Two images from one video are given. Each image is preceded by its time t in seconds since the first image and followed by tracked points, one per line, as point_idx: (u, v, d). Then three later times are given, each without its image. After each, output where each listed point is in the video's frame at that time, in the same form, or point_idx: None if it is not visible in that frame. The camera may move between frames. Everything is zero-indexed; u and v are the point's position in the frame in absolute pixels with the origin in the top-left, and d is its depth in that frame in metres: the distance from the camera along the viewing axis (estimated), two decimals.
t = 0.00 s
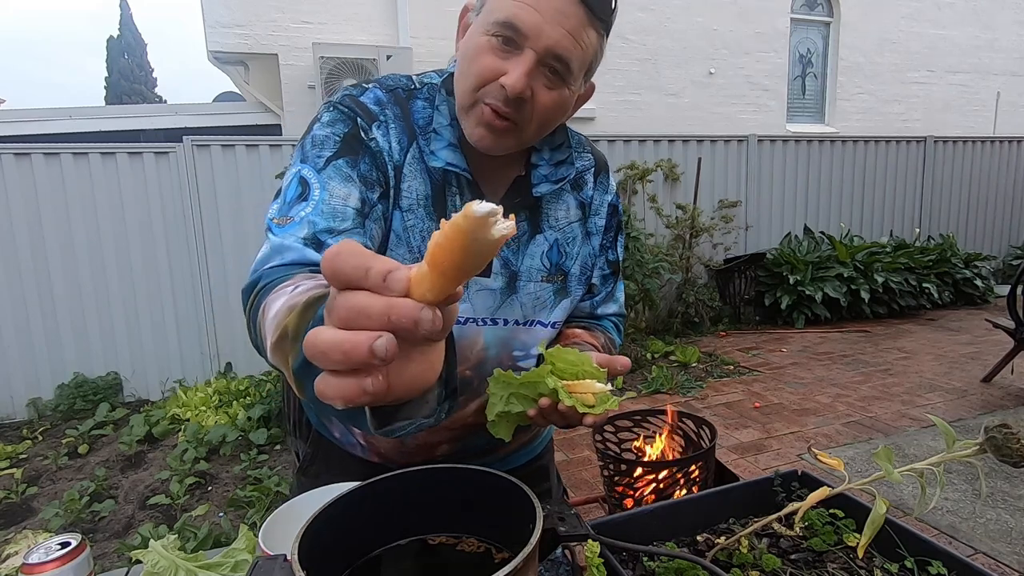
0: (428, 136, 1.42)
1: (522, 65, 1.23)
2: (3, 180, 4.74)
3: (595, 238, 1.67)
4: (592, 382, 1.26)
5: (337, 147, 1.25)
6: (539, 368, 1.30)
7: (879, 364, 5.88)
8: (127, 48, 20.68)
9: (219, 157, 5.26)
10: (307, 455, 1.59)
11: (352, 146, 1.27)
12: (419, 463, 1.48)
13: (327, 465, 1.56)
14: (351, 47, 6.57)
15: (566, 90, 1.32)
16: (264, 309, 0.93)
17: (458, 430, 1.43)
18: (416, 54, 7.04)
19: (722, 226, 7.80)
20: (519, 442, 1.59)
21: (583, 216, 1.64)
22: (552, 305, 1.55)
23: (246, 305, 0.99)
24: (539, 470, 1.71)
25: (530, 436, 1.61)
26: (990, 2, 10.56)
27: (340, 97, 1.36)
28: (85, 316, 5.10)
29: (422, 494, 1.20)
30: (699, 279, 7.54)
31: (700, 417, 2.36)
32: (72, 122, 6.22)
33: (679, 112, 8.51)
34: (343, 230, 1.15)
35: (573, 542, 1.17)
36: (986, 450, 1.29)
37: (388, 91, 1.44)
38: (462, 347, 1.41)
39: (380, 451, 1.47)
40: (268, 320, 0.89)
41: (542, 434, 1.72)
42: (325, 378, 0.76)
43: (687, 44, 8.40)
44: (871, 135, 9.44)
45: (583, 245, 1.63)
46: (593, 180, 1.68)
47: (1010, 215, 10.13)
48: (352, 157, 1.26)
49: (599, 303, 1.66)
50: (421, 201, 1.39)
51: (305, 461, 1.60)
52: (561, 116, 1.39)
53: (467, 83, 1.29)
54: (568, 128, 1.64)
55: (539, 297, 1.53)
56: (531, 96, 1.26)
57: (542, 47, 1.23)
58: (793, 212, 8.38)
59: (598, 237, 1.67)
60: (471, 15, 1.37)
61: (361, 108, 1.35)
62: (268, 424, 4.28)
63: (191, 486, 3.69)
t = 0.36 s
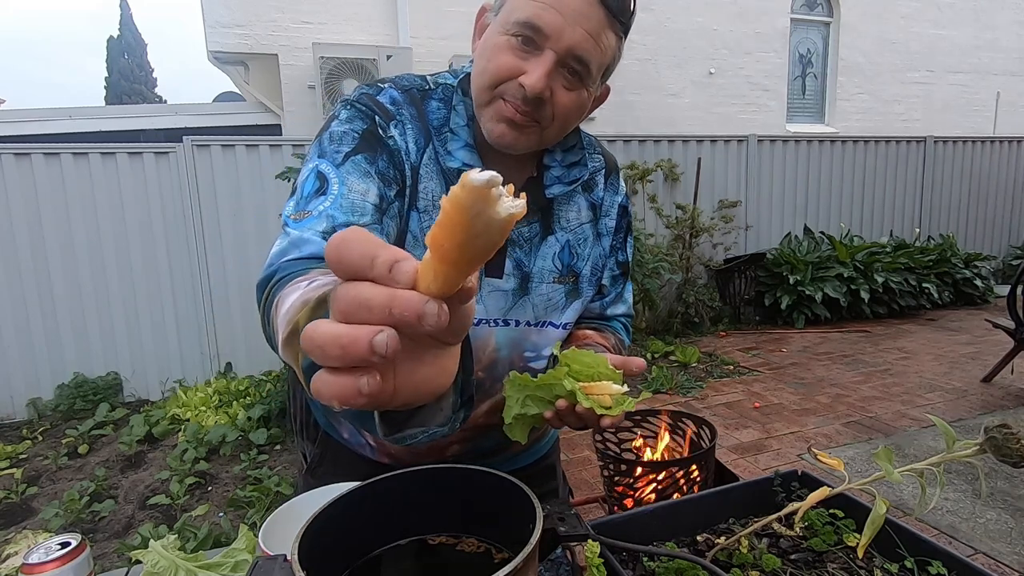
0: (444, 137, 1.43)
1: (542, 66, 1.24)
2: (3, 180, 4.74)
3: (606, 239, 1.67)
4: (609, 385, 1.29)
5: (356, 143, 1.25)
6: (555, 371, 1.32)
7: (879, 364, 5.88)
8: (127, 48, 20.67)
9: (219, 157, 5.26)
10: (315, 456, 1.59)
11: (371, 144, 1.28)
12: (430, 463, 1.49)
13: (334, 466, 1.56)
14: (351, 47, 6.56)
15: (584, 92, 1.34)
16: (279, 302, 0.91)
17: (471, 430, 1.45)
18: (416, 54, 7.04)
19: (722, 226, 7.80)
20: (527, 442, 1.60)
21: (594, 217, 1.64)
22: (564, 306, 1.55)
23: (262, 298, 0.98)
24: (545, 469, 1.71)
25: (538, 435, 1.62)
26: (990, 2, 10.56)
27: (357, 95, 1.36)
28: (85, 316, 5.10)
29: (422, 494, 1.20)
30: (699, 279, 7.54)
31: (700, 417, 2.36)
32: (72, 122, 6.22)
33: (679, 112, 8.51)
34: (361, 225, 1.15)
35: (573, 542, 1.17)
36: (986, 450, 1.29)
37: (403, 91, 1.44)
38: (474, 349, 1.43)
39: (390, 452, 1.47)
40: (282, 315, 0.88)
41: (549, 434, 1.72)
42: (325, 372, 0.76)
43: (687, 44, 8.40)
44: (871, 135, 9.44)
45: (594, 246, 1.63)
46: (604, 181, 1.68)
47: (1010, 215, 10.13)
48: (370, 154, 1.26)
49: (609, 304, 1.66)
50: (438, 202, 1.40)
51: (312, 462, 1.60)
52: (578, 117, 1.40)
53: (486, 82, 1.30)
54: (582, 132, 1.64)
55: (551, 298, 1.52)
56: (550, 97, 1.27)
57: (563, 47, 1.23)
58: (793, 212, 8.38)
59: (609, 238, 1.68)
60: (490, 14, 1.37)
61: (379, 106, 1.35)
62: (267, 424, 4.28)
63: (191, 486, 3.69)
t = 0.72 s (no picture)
0: (445, 136, 1.43)
1: (545, 64, 1.24)
2: (3, 180, 4.74)
3: (608, 238, 1.67)
4: (613, 385, 1.29)
5: (359, 142, 1.26)
6: (559, 371, 1.32)
7: (879, 364, 5.88)
8: (127, 48, 20.70)
9: (219, 156, 5.26)
10: (318, 456, 1.59)
11: (373, 142, 1.28)
12: (432, 463, 1.48)
13: (337, 465, 1.56)
14: (351, 47, 6.56)
15: (586, 91, 1.34)
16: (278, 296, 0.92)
17: (474, 429, 1.45)
18: (416, 54, 7.04)
19: (722, 226, 7.80)
20: (529, 442, 1.59)
21: (596, 216, 1.64)
22: (566, 305, 1.55)
23: (263, 292, 0.98)
24: (546, 469, 1.71)
25: (541, 434, 1.62)
26: (990, 2, 10.56)
27: (360, 95, 1.37)
28: (85, 316, 5.10)
29: (423, 494, 1.20)
30: (699, 279, 7.55)
31: (700, 417, 2.37)
32: (72, 122, 6.22)
33: (679, 112, 8.51)
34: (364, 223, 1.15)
35: (573, 542, 1.17)
36: (986, 450, 1.29)
37: (406, 91, 1.44)
38: (477, 347, 1.42)
39: (392, 451, 1.47)
40: (281, 308, 0.89)
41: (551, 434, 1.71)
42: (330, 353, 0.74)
43: (687, 44, 8.40)
44: (871, 135, 9.43)
45: (596, 245, 1.63)
46: (606, 180, 1.68)
47: (1011, 215, 10.13)
48: (373, 152, 1.27)
49: (610, 303, 1.66)
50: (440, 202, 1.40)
51: (314, 462, 1.60)
52: (579, 118, 1.40)
53: (488, 84, 1.29)
54: (582, 130, 1.65)
55: (553, 297, 1.52)
56: (553, 96, 1.27)
57: (565, 45, 1.24)
58: (793, 212, 8.38)
59: (610, 237, 1.68)
60: (490, 17, 1.38)
61: (382, 106, 1.36)
62: (267, 424, 4.28)
63: (191, 486, 3.69)
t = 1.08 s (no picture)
0: (445, 135, 1.43)
1: (543, 63, 1.24)
2: (3, 180, 4.74)
3: (606, 237, 1.67)
4: (613, 383, 1.33)
5: (358, 140, 1.27)
6: (559, 369, 1.33)
7: (879, 364, 5.88)
8: (126, 48, 20.72)
9: (219, 157, 5.26)
10: (318, 456, 1.59)
11: (373, 140, 1.29)
12: (433, 463, 1.48)
13: (337, 465, 1.56)
14: (351, 47, 6.56)
15: (584, 89, 1.34)
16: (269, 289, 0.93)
17: (473, 427, 1.44)
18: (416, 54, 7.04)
19: (722, 226, 7.80)
20: (529, 442, 1.59)
21: (595, 215, 1.64)
22: (566, 304, 1.55)
23: (258, 288, 0.98)
24: (546, 469, 1.70)
25: (540, 434, 1.62)
26: (990, 2, 10.56)
27: (359, 93, 1.36)
28: (85, 316, 5.10)
29: (423, 494, 1.20)
30: (699, 279, 7.55)
31: (700, 417, 2.37)
32: (72, 122, 6.22)
33: (679, 112, 8.51)
34: (364, 220, 1.16)
35: (573, 542, 1.17)
36: (986, 449, 1.29)
37: (405, 89, 1.43)
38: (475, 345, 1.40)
39: (392, 451, 1.46)
40: (271, 298, 0.90)
41: (550, 432, 1.71)
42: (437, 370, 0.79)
43: (687, 44, 8.40)
44: (871, 135, 9.43)
45: (595, 244, 1.63)
46: (604, 180, 1.68)
47: (1011, 215, 10.13)
48: (372, 150, 1.27)
49: (609, 302, 1.68)
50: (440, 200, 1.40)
51: (314, 462, 1.60)
52: (577, 116, 1.40)
53: (487, 82, 1.29)
54: (581, 128, 1.64)
55: (552, 296, 1.52)
56: (551, 94, 1.27)
57: (564, 43, 1.24)
58: (793, 212, 8.38)
59: (609, 236, 1.68)
60: (489, 15, 1.37)
61: (381, 104, 1.35)
62: (268, 424, 4.27)
63: (191, 486, 3.69)
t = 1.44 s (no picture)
0: (441, 134, 1.42)
1: (538, 61, 1.24)
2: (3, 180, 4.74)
3: (604, 236, 1.67)
4: (611, 381, 1.33)
5: (354, 140, 1.27)
6: (558, 369, 1.34)
7: (879, 364, 5.88)
8: (127, 48, 20.73)
9: (219, 156, 5.26)
10: (317, 456, 1.59)
11: (369, 141, 1.29)
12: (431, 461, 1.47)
13: (336, 464, 1.56)
14: (351, 47, 6.56)
15: (580, 87, 1.34)
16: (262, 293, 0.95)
17: (472, 426, 1.44)
18: (416, 54, 7.04)
19: (722, 226, 7.80)
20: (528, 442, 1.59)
21: (592, 213, 1.64)
22: (564, 303, 1.54)
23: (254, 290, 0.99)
24: (546, 469, 1.70)
25: (539, 434, 1.61)
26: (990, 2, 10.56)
27: (355, 94, 1.37)
28: (85, 316, 5.10)
29: (422, 494, 1.20)
30: (699, 279, 7.55)
31: (700, 417, 2.36)
32: (72, 122, 6.22)
33: (679, 112, 8.51)
34: (359, 220, 1.16)
35: (573, 542, 1.17)
36: (986, 450, 1.29)
37: (402, 90, 1.43)
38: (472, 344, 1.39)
39: (391, 450, 1.46)
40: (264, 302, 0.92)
41: (550, 431, 1.71)
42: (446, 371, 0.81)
43: (687, 44, 8.40)
44: (871, 135, 9.43)
45: (593, 242, 1.62)
46: (601, 178, 1.68)
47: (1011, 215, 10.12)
48: (368, 151, 1.28)
49: (608, 300, 1.68)
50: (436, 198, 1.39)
51: (314, 461, 1.59)
52: (573, 114, 1.40)
53: (483, 81, 1.28)
54: (577, 126, 1.64)
55: (550, 295, 1.51)
56: (547, 91, 1.27)
57: (559, 41, 1.24)
58: (793, 212, 8.38)
59: (607, 235, 1.68)
60: (483, 15, 1.38)
61: (377, 105, 1.36)
62: (267, 424, 4.27)
63: (191, 487, 3.69)
